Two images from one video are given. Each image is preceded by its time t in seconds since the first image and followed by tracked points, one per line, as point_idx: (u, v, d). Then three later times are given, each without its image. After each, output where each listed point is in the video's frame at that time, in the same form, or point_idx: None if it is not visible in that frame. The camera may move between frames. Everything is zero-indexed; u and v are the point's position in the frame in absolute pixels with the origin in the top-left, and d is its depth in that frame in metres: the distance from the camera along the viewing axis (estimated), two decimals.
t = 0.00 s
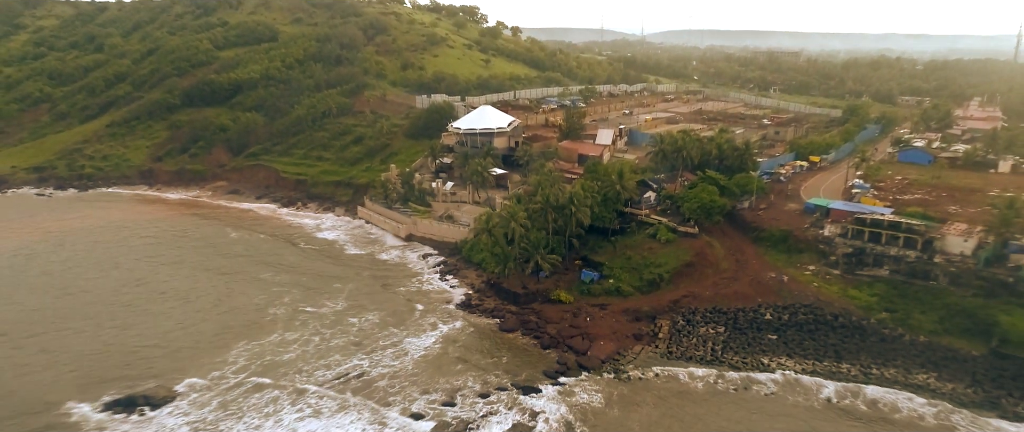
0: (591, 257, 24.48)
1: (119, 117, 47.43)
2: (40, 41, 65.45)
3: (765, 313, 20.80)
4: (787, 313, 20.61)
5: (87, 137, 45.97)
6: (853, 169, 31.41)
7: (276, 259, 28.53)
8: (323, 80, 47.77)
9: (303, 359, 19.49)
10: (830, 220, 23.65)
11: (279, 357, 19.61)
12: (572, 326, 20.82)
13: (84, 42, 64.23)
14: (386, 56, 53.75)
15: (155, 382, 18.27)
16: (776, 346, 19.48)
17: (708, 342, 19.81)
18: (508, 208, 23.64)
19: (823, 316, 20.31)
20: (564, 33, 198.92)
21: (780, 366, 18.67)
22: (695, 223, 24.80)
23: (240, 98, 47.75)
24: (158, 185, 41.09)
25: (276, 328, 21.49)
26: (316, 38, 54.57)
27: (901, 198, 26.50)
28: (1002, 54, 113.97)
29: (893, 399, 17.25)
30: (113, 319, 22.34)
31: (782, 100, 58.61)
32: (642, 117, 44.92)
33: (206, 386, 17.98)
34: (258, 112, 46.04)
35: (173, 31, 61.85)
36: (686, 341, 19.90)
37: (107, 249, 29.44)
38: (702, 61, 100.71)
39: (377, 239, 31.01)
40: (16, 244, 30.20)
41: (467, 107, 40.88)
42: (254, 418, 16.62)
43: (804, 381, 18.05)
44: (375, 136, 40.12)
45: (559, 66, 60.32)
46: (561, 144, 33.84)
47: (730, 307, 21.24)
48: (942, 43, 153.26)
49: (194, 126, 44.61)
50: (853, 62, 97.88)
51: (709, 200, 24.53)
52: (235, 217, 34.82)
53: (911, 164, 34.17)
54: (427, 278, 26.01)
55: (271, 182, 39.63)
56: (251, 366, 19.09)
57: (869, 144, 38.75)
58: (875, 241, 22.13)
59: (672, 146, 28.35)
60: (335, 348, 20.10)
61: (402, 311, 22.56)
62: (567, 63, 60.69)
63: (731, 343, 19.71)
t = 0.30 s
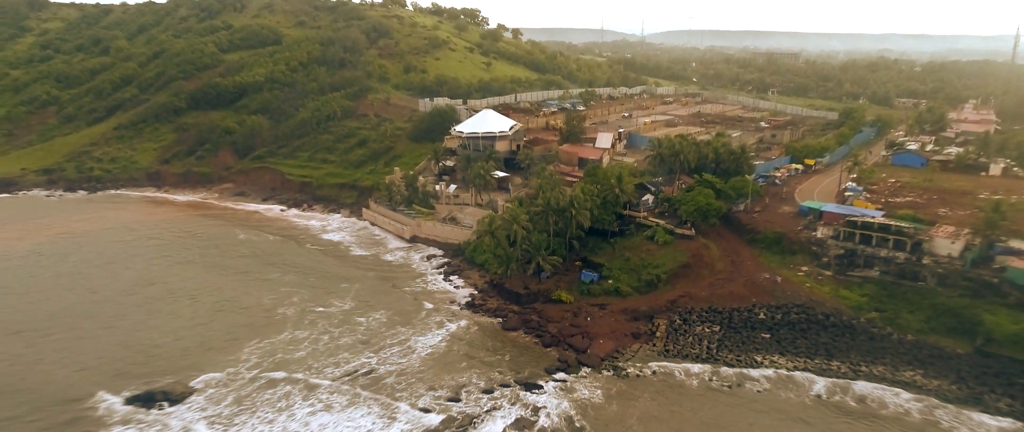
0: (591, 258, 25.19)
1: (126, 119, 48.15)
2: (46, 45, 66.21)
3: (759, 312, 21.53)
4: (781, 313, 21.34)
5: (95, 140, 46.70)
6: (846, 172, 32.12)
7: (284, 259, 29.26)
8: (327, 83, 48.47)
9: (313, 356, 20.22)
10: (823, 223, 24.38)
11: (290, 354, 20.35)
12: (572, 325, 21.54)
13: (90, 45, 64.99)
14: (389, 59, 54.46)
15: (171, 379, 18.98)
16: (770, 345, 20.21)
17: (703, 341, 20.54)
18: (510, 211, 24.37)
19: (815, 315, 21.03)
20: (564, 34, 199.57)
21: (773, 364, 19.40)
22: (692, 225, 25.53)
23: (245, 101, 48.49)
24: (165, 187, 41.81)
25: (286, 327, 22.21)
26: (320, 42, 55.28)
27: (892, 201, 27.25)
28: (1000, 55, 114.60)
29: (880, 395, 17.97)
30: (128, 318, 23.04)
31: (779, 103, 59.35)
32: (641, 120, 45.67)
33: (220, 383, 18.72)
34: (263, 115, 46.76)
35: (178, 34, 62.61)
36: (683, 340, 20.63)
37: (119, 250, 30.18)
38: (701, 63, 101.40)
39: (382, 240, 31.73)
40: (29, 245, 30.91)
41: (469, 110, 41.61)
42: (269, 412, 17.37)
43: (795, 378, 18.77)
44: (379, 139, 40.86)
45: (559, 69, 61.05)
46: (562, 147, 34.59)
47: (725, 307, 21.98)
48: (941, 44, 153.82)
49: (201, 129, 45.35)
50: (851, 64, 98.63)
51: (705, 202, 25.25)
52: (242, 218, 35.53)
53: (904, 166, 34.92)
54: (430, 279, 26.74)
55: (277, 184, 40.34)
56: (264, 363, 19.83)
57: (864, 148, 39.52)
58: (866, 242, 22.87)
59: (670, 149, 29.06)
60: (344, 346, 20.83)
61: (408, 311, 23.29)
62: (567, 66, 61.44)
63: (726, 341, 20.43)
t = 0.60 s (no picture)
0: (591, 261, 26.65)
1: (140, 124, 49.69)
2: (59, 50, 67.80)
3: (747, 311, 23.00)
4: (768, 312, 22.82)
5: (110, 145, 48.23)
6: (835, 178, 33.59)
7: (298, 260, 30.75)
8: (335, 90, 49.98)
9: (331, 352, 21.71)
10: (809, 227, 25.85)
11: (309, 350, 21.84)
12: (572, 323, 23.01)
13: (102, 50, 66.57)
14: (395, 66, 55.97)
15: (200, 373, 20.44)
16: (757, 341, 21.68)
17: (695, 338, 22.01)
18: (515, 216, 25.87)
19: (799, 314, 22.51)
20: (564, 35, 201.17)
21: (759, 359, 20.87)
22: (686, 229, 27.00)
23: (256, 106, 50.03)
24: (180, 190, 43.31)
25: (304, 325, 23.71)
26: (327, 48, 56.81)
27: (876, 206, 28.73)
28: (995, 57, 116.15)
29: (857, 388, 19.42)
30: (155, 316, 24.51)
31: (774, 108, 60.87)
32: (639, 125, 47.15)
33: (246, 376, 20.22)
34: (273, 120, 48.27)
35: (188, 40, 64.16)
36: (676, 337, 22.10)
37: (141, 252, 31.68)
38: (699, 66, 102.94)
39: (391, 242, 33.22)
40: (54, 247, 32.37)
41: (473, 117, 43.12)
42: (292, 402, 18.85)
43: (779, 373, 20.23)
44: (386, 145, 42.39)
45: (560, 74, 62.56)
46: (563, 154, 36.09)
47: (716, 306, 23.45)
48: (938, 45, 155.19)
49: (213, 134, 46.86)
50: (847, 68, 100.18)
51: (698, 208, 26.72)
52: (256, 220, 37.01)
53: (892, 172, 36.40)
54: (438, 279, 28.24)
55: (287, 187, 41.83)
56: (285, 358, 21.32)
57: (853, 154, 41.01)
58: (848, 246, 24.33)
59: (666, 157, 30.54)
60: (359, 343, 22.32)
61: (418, 309, 24.78)
62: (568, 71, 62.97)
63: (716, 339, 21.90)
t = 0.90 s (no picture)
0: (590, 263, 29.10)
1: (162, 132, 52.17)
2: (79, 59, 70.34)
3: (731, 310, 25.46)
4: (749, 310, 25.27)
5: (134, 152, 50.71)
6: (818, 186, 36.01)
7: (319, 262, 33.19)
8: (347, 99, 52.42)
9: (356, 345, 24.18)
10: (789, 233, 28.29)
11: (336, 343, 24.32)
12: (573, 320, 25.46)
13: (120, 58, 69.12)
14: (403, 75, 58.44)
15: (240, 363, 22.86)
16: (738, 337, 24.12)
17: (683, 333, 24.47)
18: (520, 222, 28.33)
19: (778, 312, 24.97)
20: (565, 36, 203.38)
21: (740, 352, 23.33)
22: (677, 234, 29.44)
23: (271, 114, 52.53)
24: (202, 196, 45.79)
25: (330, 322, 26.18)
26: (338, 58, 59.28)
27: (853, 212, 31.18)
28: (988, 61, 118.54)
29: (825, 377, 21.88)
30: (193, 313, 26.97)
31: (767, 115, 63.34)
32: (637, 134, 49.60)
33: (281, 366, 22.67)
34: (289, 128, 50.72)
35: (203, 50, 66.68)
36: (666, 333, 24.56)
37: (172, 254, 34.15)
38: (697, 71, 105.39)
39: (404, 246, 35.69)
40: (91, 248, 34.82)
41: (479, 126, 45.57)
42: (324, 388, 21.29)
43: (757, 364, 22.68)
44: (397, 153, 44.87)
45: (562, 82, 65.04)
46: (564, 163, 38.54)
47: (703, 305, 25.90)
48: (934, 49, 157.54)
49: (233, 142, 49.33)
50: (842, 73, 102.61)
51: (688, 215, 29.17)
52: (276, 225, 39.49)
53: (872, 180, 38.86)
54: (449, 281, 30.71)
55: (304, 193, 44.31)
56: (315, 350, 23.78)
57: (838, 162, 43.46)
58: (824, 250, 26.77)
59: (659, 167, 33.00)
60: (381, 337, 24.80)
61: (432, 308, 27.24)
62: (569, 79, 65.45)
63: (702, 334, 24.36)
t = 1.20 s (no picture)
0: (589, 266, 31.48)
1: (181, 140, 54.59)
2: (96, 68, 72.82)
3: (718, 309, 27.83)
4: (734, 310, 27.64)
5: (154, 159, 53.14)
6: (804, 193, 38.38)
7: (336, 265, 35.58)
8: (358, 108, 54.81)
9: (376, 341, 26.54)
10: (773, 238, 30.66)
11: (357, 339, 26.69)
12: (573, 318, 27.83)
13: (136, 67, 71.60)
14: (410, 84, 60.75)
15: (272, 357, 25.22)
16: (724, 333, 26.48)
17: (674, 330, 26.84)
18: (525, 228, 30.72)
19: (761, 311, 27.33)
20: (566, 38, 205.70)
21: (725, 347, 25.68)
22: (669, 239, 31.83)
23: (285, 123, 54.95)
24: (221, 201, 48.20)
25: (351, 320, 28.57)
26: (348, 67, 61.67)
27: (833, 218, 33.50)
28: (981, 64, 120.68)
29: (801, 369, 24.21)
30: (224, 312, 29.35)
31: (761, 121, 65.71)
32: (634, 141, 51.98)
33: (308, 359, 25.02)
34: (302, 136, 53.12)
35: (216, 59, 69.12)
36: (658, 330, 26.94)
37: (199, 257, 36.54)
38: (695, 76, 107.81)
39: (415, 249, 38.08)
40: (122, 252, 37.22)
41: (485, 135, 47.96)
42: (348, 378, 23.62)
43: (740, 358, 25.02)
44: (406, 160, 47.29)
45: (563, 90, 67.43)
46: (565, 171, 40.92)
47: (692, 305, 28.29)
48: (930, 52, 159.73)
49: (249, 149, 51.75)
50: (836, 79, 105.02)
51: (680, 221, 31.55)
52: (294, 229, 41.90)
53: (856, 187, 41.25)
54: (458, 282, 33.09)
55: (318, 198, 46.73)
56: (339, 346, 26.14)
57: (825, 169, 45.81)
58: (804, 254, 29.12)
59: (654, 176, 35.39)
60: (398, 334, 27.16)
61: (444, 307, 29.64)
62: (569, 87, 67.85)
63: (691, 331, 26.73)
